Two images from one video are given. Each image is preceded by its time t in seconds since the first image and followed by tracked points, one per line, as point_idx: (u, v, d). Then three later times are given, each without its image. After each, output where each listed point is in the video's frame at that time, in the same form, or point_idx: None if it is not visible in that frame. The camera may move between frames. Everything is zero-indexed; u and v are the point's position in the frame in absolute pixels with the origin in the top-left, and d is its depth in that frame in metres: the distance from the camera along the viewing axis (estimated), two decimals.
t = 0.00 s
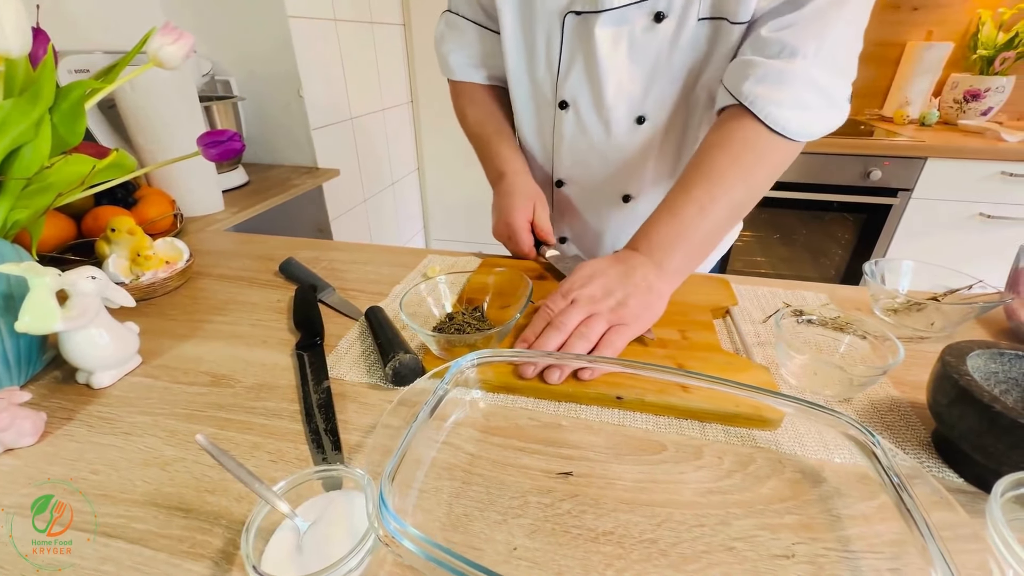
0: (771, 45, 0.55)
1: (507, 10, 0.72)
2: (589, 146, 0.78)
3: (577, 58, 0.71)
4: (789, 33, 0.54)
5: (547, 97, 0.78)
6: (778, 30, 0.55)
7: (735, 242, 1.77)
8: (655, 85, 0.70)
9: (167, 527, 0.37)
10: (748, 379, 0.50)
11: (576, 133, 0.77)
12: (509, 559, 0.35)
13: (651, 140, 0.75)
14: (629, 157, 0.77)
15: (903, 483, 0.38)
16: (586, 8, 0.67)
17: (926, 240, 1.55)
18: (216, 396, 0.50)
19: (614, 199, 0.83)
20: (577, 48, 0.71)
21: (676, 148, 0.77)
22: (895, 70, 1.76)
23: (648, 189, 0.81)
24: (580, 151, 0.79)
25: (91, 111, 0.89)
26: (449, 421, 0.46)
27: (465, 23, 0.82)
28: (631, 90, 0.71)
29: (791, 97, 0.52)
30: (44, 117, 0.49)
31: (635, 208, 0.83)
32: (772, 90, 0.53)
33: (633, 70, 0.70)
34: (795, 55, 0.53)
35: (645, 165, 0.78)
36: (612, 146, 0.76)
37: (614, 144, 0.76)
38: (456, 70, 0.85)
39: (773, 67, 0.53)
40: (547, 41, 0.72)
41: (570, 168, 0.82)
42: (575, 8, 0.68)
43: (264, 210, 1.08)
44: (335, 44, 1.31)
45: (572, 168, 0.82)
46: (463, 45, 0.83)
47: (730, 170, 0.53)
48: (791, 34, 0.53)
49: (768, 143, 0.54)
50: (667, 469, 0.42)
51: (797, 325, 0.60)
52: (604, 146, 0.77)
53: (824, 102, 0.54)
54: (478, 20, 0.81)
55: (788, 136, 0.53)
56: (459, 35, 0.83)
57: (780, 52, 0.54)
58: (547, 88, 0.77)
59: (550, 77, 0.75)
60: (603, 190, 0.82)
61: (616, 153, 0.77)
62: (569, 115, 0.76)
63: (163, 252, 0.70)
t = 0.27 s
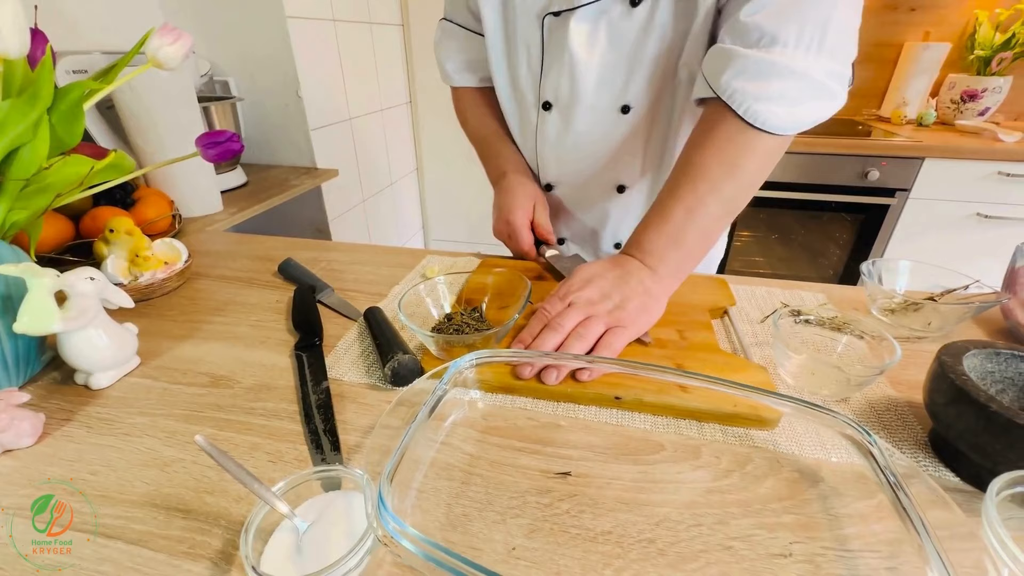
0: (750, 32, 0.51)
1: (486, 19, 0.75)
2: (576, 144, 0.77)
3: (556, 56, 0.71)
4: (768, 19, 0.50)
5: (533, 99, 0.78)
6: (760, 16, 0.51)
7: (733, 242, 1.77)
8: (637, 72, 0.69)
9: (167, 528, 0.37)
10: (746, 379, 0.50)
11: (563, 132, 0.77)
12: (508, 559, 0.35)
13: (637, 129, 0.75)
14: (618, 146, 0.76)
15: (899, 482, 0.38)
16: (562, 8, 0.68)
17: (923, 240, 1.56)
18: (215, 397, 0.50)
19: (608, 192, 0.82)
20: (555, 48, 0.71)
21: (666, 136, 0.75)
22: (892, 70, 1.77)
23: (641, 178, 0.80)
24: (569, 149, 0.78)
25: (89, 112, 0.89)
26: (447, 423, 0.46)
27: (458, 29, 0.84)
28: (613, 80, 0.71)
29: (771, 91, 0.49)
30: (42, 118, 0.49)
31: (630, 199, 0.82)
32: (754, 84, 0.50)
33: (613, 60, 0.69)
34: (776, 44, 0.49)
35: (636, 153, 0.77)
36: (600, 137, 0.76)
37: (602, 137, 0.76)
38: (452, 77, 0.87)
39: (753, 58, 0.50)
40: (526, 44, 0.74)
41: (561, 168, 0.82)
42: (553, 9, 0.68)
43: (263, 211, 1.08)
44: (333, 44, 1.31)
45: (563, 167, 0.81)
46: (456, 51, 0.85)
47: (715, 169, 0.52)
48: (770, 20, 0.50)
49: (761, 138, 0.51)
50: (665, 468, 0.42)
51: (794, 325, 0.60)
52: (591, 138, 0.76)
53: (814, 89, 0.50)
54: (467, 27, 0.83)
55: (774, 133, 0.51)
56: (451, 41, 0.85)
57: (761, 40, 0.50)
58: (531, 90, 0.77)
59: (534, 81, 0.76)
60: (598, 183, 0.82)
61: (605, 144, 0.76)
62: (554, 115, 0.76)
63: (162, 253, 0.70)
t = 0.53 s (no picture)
0: (742, 49, 0.50)
1: (477, 28, 0.79)
2: (568, 148, 0.77)
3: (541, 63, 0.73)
4: (762, 36, 0.48)
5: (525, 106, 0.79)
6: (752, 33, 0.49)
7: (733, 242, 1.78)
8: (618, 72, 0.69)
9: (176, 521, 0.38)
10: (746, 375, 0.50)
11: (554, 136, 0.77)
12: (513, 551, 0.36)
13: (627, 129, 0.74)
14: (607, 145, 0.76)
15: (897, 476, 0.39)
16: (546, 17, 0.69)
17: (922, 239, 1.56)
18: (222, 393, 0.51)
19: (603, 191, 0.81)
20: (541, 56, 0.72)
21: (656, 135, 0.74)
22: (892, 70, 1.77)
23: (635, 177, 0.79)
24: (561, 153, 0.78)
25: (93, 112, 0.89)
26: (452, 419, 0.47)
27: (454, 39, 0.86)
28: (596, 81, 0.71)
29: (774, 111, 0.49)
30: (50, 117, 0.50)
31: (625, 199, 0.81)
32: (755, 106, 0.49)
33: (597, 61, 0.70)
34: (772, 62, 0.48)
35: (626, 152, 0.76)
36: (588, 138, 0.76)
37: (592, 139, 0.75)
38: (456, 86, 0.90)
39: (750, 80, 0.49)
40: (514, 51, 0.77)
41: (554, 169, 0.82)
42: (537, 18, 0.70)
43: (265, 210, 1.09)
44: (334, 44, 1.32)
45: (557, 171, 0.81)
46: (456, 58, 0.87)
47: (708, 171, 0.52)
48: (762, 38, 0.48)
49: (746, 144, 0.51)
50: (667, 463, 0.43)
51: (794, 323, 0.60)
52: (578, 140, 0.76)
53: (816, 101, 0.50)
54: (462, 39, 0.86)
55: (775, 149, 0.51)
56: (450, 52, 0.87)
57: (756, 58, 0.49)
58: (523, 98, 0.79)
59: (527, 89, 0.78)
60: (592, 183, 0.81)
61: (593, 145, 0.76)
62: (544, 120, 0.77)
63: (167, 252, 0.71)
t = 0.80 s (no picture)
0: (733, 51, 0.50)
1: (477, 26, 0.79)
2: (562, 144, 0.77)
3: (537, 60, 0.73)
4: (751, 38, 0.48)
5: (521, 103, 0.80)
6: (741, 36, 0.49)
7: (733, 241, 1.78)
8: (613, 70, 0.69)
9: (178, 519, 0.38)
10: (746, 374, 0.51)
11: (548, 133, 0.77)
12: (514, 548, 0.36)
13: (618, 127, 0.74)
14: (601, 143, 0.76)
15: (897, 474, 0.39)
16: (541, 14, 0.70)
17: (922, 238, 1.56)
18: (223, 392, 0.51)
19: (599, 190, 0.81)
20: (536, 52, 0.73)
21: (649, 133, 0.74)
22: (892, 69, 1.77)
23: (630, 176, 0.79)
24: (554, 150, 0.78)
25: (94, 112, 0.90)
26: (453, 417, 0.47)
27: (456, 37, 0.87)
28: (590, 79, 0.71)
29: (763, 113, 0.49)
30: (52, 116, 0.50)
31: (620, 197, 0.80)
32: (746, 109, 0.49)
33: (592, 58, 0.70)
34: (761, 64, 0.49)
35: (620, 150, 0.76)
36: (582, 135, 0.75)
37: (585, 136, 0.75)
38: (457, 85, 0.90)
39: (741, 83, 0.49)
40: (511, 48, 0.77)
41: (550, 166, 0.82)
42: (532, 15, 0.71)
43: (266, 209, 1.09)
44: (334, 44, 1.32)
45: (551, 167, 0.82)
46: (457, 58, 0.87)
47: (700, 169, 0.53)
48: (750, 40, 0.48)
49: (736, 142, 0.51)
50: (667, 460, 0.43)
51: (794, 321, 0.61)
52: (572, 136, 0.76)
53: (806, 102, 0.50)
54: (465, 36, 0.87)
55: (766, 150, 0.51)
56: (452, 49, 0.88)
57: (744, 61, 0.50)
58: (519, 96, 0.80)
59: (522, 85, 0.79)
60: (588, 182, 0.81)
61: (587, 143, 0.76)
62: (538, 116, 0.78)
63: (168, 250, 0.71)
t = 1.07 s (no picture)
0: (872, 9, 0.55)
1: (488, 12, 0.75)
2: (576, 133, 0.78)
3: (558, 46, 0.73)
4: None
5: (531, 91, 0.79)
6: None
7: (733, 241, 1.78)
8: (638, 62, 0.70)
9: (178, 519, 0.38)
10: (746, 374, 0.50)
11: (563, 121, 0.78)
12: (514, 549, 0.36)
13: (636, 119, 0.75)
14: (618, 136, 0.77)
15: (898, 474, 0.39)
16: None
17: (923, 238, 1.56)
18: (223, 391, 0.51)
19: (606, 183, 0.82)
20: (557, 38, 0.72)
21: (666, 126, 0.76)
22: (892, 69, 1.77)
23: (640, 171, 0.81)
24: (568, 138, 0.79)
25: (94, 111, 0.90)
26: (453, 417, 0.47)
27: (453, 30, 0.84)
28: (614, 69, 0.72)
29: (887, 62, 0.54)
30: (52, 116, 0.50)
31: (626, 190, 0.82)
32: (878, 59, 0.54)
33: (617, 50, 0.71)
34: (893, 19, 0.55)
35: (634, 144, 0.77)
36: (600, 125, 0.76)
37: (603, 125, 0.76)
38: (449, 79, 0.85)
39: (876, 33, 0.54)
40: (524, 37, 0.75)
41: (559, 157, 0.82)
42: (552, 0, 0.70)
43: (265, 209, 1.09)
44: (335, 43, 1.32)
45: (559, 156, 0.82)
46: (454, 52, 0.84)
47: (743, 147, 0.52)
48: None
49: (817, 102, 0.53)
50: (667, 461, 0.43)
51: (795, 321, 0.60)
52: (588, 126, 0.77)
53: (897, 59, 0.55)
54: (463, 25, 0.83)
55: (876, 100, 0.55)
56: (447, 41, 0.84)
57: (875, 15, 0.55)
58: (530, 84, 0.78)
59: (533, 73, 0.77)
60: (596, 175, 0.82)
61: (604, 135, 0.77)
62: (553, 105, 0.77)
63: (167, 250, 0.71)
